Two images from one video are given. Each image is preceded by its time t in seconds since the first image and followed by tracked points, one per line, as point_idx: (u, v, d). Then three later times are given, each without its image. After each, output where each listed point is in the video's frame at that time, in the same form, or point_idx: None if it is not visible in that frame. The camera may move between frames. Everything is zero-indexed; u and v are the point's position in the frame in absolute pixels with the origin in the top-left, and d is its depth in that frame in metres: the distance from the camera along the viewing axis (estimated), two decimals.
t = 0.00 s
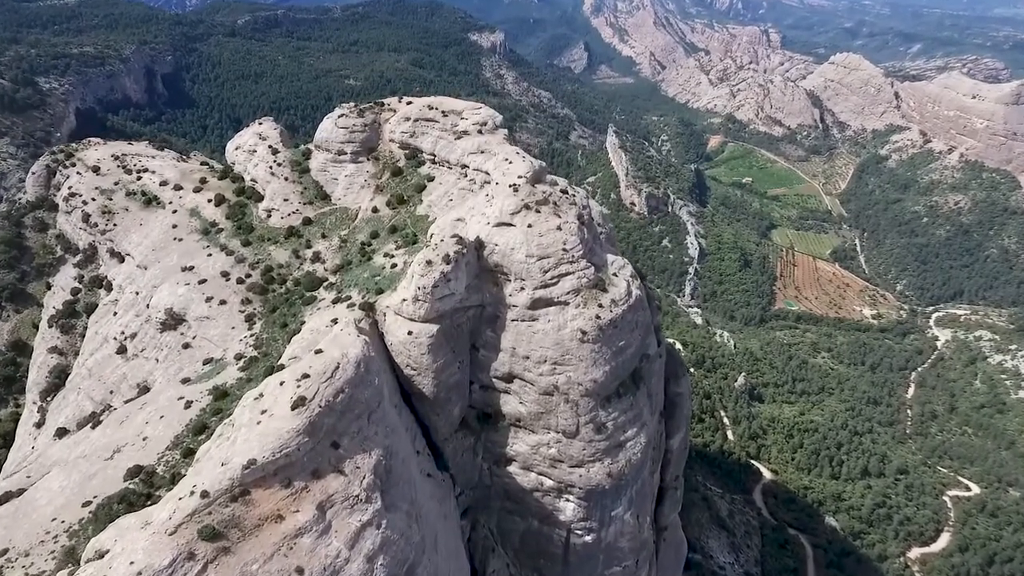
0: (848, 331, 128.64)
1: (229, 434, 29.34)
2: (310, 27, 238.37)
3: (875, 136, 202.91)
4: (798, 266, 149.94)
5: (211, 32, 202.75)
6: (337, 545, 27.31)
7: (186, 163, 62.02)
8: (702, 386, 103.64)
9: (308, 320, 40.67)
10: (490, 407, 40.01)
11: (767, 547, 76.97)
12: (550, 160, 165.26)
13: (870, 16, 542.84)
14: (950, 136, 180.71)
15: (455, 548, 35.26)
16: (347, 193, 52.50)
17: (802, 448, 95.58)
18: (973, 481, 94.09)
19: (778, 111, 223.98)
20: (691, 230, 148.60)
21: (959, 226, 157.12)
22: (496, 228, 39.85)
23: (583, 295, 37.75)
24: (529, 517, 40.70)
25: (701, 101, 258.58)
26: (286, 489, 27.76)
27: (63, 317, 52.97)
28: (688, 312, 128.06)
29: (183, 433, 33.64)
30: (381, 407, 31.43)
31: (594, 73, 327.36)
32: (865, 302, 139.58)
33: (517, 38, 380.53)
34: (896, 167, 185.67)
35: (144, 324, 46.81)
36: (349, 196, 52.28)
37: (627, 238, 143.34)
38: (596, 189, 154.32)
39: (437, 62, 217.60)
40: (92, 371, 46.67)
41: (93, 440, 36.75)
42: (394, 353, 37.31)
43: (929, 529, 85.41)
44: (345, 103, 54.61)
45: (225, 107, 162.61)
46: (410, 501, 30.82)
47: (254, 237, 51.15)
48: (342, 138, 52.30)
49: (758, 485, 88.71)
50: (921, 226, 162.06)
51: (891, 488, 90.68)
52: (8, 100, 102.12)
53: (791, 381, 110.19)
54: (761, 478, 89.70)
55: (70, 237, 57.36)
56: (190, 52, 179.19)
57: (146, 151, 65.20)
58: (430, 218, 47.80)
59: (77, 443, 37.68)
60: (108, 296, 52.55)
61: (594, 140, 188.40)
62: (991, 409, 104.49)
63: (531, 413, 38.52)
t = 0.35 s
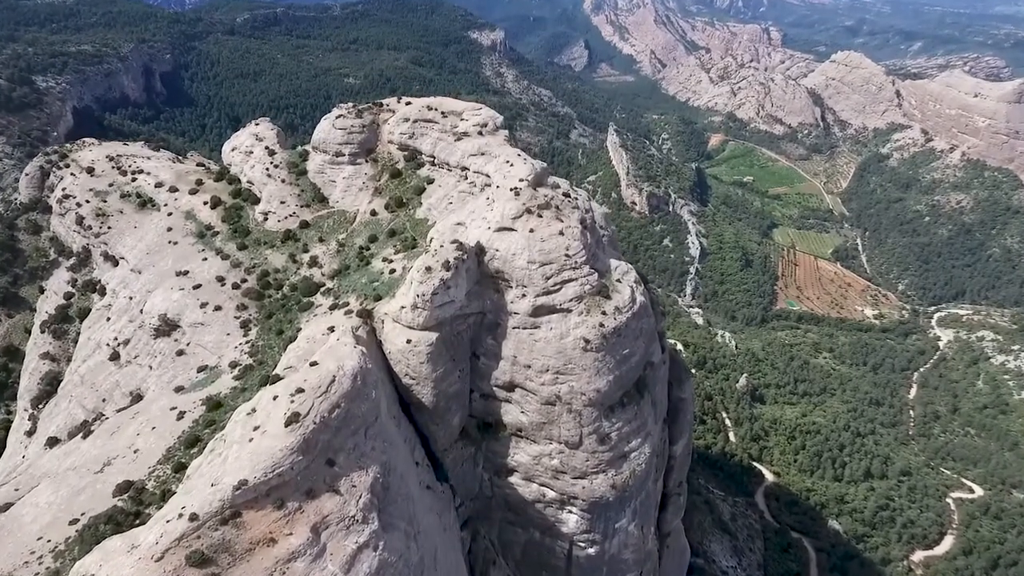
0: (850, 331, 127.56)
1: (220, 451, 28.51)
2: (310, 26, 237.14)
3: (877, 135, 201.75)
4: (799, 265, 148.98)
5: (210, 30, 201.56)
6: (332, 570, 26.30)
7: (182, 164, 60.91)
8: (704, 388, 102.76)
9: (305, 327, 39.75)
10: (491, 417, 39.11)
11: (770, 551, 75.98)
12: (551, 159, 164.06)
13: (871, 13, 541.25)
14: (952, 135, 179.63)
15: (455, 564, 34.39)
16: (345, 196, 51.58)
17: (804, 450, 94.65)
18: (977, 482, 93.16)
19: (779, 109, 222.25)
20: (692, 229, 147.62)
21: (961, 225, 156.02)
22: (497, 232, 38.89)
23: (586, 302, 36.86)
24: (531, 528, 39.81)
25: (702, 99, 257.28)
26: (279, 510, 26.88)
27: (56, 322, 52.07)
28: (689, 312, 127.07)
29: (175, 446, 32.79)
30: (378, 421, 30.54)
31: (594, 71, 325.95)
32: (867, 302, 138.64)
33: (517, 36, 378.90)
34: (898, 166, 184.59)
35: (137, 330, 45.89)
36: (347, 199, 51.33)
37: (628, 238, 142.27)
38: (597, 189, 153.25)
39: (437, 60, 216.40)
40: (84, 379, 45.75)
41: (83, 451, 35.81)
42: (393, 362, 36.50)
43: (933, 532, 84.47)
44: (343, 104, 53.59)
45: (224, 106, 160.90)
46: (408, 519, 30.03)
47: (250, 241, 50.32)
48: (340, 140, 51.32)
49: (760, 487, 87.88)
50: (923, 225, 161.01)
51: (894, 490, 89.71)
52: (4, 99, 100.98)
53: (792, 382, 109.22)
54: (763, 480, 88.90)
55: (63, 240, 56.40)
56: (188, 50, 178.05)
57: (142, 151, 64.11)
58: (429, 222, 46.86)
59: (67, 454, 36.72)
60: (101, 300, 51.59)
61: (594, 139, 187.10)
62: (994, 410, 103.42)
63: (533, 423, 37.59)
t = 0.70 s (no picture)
0: (852, 331, 126.46)
1: (210, 470, 27.60)
2: (309, 24, 235.70)
3: (879, 134, 200.45)
4: (800, 265, 147.87)
5: (208, 28, 200.14)
6: None
7: (177, 166, 59.96)
8: (705, 389, 101.74)
9: (301, 335, 38.89)
10: (492, 427, 38.18)
11: (773, 555, 75.07)
12: (551, 158, 162.79)
13: (872, 12, 539.31)
14: (954, 134, 178.38)
15: None
16: (342, 199, 50.61)
17: (806, 452, 93.57)
18: (980, 485, 92.23)
19: (780, 108, 220.84)
20: (693, 229, 146.45)
21: (963, 224, 154.92)
22: (498, 238, 37.96)
23: (589, 310, 35.90)
24: (532, 540, 38.90)
25: (703, 97, 255.89)
26: (271, 535, 26.10)
27: (48, 327, 51.24)
28: (691, 313, 125.89)
29: (166, 460, 31.91)
30: (375, 437, 29.60)
31: (594, 70, 324.26)
32: (869, 302, 137.59)
33: (517, 35, 377.19)
34: (899, 165, 183.43)
35: (130, 336, 44.93)
36: (344, 202, 50.38)
37: (628, 237, 141.12)
38: (597, 188, 152.04)
39: (437, 59, 215.06)
40: (76, 387, 44.70)
41: (72, 464, 34.87)
42: (391, 372, 35.63)
43: (936, 535, 83.57)
44: (341, 104, 52.60)
45: (223, 104, 159.32)
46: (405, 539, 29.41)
47: (246, 245, 49.44)
48: (338, 142, 50.34)
49: (762, 490, 87.06)
50: (925, 224, 159.92)
51: (897, 493, 88.76)
52: None
53: (794, 383, 108.11)
54: (765, 483, 88.03)
55: (56, 243, 55.46)
56: (187, 49, 176.82)
57: (137, 153, 63.09)
58: (429, 226, 45.93)
59: (56, 466, 35.79)
60: (93, 305, 50.55)
61: (595, 138, 185.70)
62: (997, 411, 102.39)
63: (535, 434, 36.64)
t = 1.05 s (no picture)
0: (854, 331, 125.40)
1: (201, 490, 26.86)
2: (308, 22, 234.43)
3: (880, 132, 199.18)
4: (802, 265, 146.79)
5: (207, 26, 198.82)
6: None
7: (173, 168, 58.96)
8: (707, 391, 100.80)
9: (297, 343, 37.94)
10: (493, 438, 37.31)
11: (776, 559, 74.15)
12: (551, 156, 161.52)
13: (873, 9, 537.44)
14: (956, 132, 177.26)
15: None
16: (340, 202, 49.70)
17: (809, 454, 92.61)
18: (984, 487, 91.26)
19: (781, 106, 219.47)
20: (694, 228, 145.26)
21: (965, 223, 153.75)
22: (499, 243, 37.08)
23: (593, 319, 34.99)
24: (534, 553, 38.00)
25: (704, 96, 254.57)
26: (262, 560, 25.30)
27: (40, 333, 50.38)
28: (692, 313, 124.84)
29: (157, 475, 31.02)
30: (372, 454, 28.73)
31: (594, 68, 322.82)
32: (870, 302, 136.57)
33: (517, 33, 375.65)
34: (901, 164, 182.12)
35: (123, 343, 44.00)
36: (342, 206, 49.45)
37: (629, 237, 139.97)
38: (597, 187, 150.79)
39: (437, 57, 213.79)
40: (67, 395, 43.76)
41: (61, 477, 33.95)
42: (389, 382, 34.79)
43: (940, 538, 82.42)
44: (339, 106, 51.64)
45: (221, 103, 157.94)
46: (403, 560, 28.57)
47: (242, 249, 48.52)
48: (335, 143, 49.33)
49: (765, 493, 86.13)
50: (927, 223, 158.75)
51: (899, 495, 87.77)
52: None
53: (797, 384, 107.05)
54: (768, 486, 87.17)
55: (49, 246, 54.54)
56: (186, 47, 175.63)
57: (132, 154, 62.09)
58: (428, 230, 44.96)
59: (45, 479, 34.86)
60: (87, 311, 49.71)
61: (595, 136, 184.34)
62: (1001, 412, 101.32)
63: (537, 446, 35.73)
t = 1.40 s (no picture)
0: (856, 332, 124.38)
1: (190, 512, 26.14)
2: (308, 20, 233.02)
3: (881, 132, 197.78)
4: (804, 265, 145.71)
5: (206, 24, 197.34)
6: None
7: (168, 170, 57.92)
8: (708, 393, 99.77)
9: (293, 352, 37.04)
10: (494, 450, 36.35)
11: (779, 563, 73.20)
12: (552, 156, 160.16)
13: (874, 8, 535.27)
14: (958, 131, 175.92)
15: None
16: (338, 206, 48.68)
17: (811, 456, 91.52)
18: (988, 489, 90.22)
19: (782, 105, 218.09)
20: (696, 228, 144.06)
21: (967, 224, 152.63)
22: (500, 250, 36.16)
23: (596, 328, 33.98)
24: (536, 567, 37.09)
25: (704, 94, 253.16)
26: None
27: (31, 340, 49.61)
28: (693, 313, 123.69)
29: (147, 492, 30.14)
30: (368, 473, 27.90)
31: (595, 67, 321.35)
32: (873, 302, 135.47)
33: (518, 31, 373.93)
34: (902, 163, 180.85)
35: (115, 351, 43.05)
36: (340, 209, 48.44)
37: (630, 237, 138.78)
38: (598, 187, 149.48)
39: (437, 56, 212.45)
40: (58, 404, 42.82)
41: (49, 492, 33.00)
42: (387, 393, 33.87)
43: (945, 541, 81.31)
44: (337, 107, 50.64)
45: (219, 102, 156.63)
46: None
47: (237, 253, 47.57)
48: (333, 146, 48.28)
49: (767, 496, 85.13)
50: (929, 223, 157.55)
51: (903, 498, 86.65)
52: None
53: (799, 386, 105.81)
54: (771, 489, 86.16)
55: (42, 250, 53.52)
56: (184, 46, 174.32)
57: (128, 156, 61.15)
58: (427, 235, 44.09)
59: (33, 492, 33.91)
60: (79, 317, 48.80)
61: (596, 136, 182.94)
62: (1005, 414, 100.21)
63: (539, 458, 34.76)
